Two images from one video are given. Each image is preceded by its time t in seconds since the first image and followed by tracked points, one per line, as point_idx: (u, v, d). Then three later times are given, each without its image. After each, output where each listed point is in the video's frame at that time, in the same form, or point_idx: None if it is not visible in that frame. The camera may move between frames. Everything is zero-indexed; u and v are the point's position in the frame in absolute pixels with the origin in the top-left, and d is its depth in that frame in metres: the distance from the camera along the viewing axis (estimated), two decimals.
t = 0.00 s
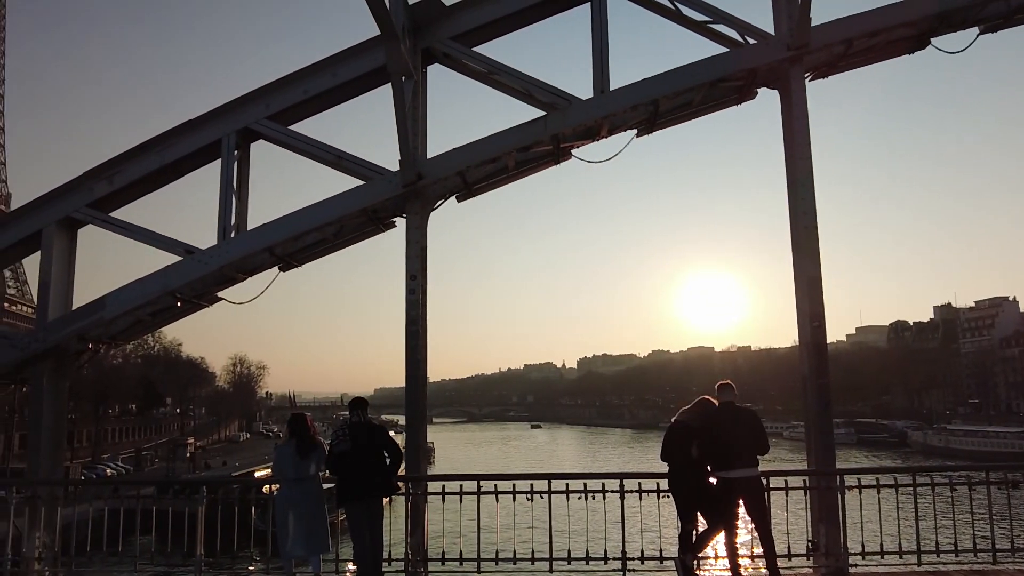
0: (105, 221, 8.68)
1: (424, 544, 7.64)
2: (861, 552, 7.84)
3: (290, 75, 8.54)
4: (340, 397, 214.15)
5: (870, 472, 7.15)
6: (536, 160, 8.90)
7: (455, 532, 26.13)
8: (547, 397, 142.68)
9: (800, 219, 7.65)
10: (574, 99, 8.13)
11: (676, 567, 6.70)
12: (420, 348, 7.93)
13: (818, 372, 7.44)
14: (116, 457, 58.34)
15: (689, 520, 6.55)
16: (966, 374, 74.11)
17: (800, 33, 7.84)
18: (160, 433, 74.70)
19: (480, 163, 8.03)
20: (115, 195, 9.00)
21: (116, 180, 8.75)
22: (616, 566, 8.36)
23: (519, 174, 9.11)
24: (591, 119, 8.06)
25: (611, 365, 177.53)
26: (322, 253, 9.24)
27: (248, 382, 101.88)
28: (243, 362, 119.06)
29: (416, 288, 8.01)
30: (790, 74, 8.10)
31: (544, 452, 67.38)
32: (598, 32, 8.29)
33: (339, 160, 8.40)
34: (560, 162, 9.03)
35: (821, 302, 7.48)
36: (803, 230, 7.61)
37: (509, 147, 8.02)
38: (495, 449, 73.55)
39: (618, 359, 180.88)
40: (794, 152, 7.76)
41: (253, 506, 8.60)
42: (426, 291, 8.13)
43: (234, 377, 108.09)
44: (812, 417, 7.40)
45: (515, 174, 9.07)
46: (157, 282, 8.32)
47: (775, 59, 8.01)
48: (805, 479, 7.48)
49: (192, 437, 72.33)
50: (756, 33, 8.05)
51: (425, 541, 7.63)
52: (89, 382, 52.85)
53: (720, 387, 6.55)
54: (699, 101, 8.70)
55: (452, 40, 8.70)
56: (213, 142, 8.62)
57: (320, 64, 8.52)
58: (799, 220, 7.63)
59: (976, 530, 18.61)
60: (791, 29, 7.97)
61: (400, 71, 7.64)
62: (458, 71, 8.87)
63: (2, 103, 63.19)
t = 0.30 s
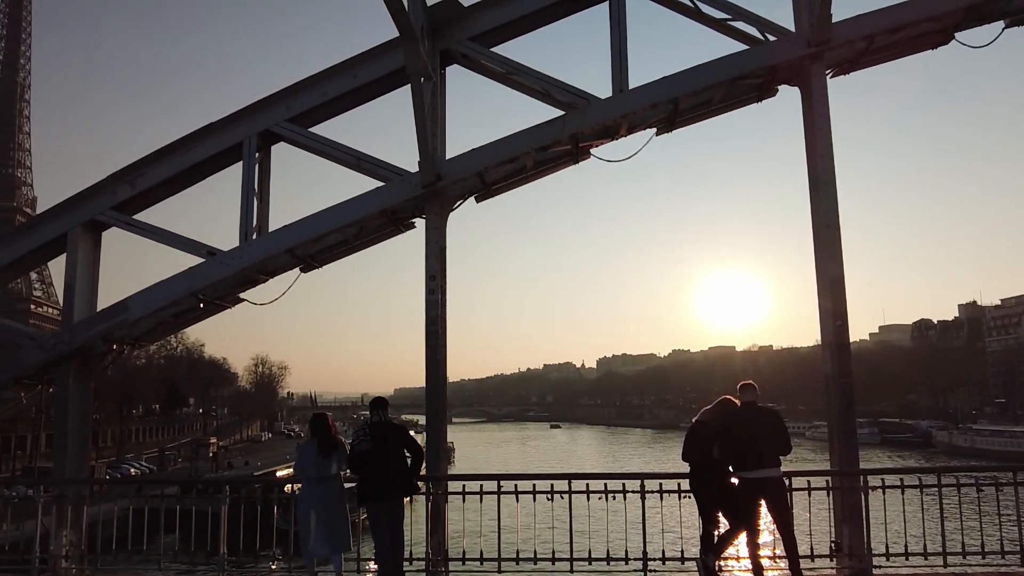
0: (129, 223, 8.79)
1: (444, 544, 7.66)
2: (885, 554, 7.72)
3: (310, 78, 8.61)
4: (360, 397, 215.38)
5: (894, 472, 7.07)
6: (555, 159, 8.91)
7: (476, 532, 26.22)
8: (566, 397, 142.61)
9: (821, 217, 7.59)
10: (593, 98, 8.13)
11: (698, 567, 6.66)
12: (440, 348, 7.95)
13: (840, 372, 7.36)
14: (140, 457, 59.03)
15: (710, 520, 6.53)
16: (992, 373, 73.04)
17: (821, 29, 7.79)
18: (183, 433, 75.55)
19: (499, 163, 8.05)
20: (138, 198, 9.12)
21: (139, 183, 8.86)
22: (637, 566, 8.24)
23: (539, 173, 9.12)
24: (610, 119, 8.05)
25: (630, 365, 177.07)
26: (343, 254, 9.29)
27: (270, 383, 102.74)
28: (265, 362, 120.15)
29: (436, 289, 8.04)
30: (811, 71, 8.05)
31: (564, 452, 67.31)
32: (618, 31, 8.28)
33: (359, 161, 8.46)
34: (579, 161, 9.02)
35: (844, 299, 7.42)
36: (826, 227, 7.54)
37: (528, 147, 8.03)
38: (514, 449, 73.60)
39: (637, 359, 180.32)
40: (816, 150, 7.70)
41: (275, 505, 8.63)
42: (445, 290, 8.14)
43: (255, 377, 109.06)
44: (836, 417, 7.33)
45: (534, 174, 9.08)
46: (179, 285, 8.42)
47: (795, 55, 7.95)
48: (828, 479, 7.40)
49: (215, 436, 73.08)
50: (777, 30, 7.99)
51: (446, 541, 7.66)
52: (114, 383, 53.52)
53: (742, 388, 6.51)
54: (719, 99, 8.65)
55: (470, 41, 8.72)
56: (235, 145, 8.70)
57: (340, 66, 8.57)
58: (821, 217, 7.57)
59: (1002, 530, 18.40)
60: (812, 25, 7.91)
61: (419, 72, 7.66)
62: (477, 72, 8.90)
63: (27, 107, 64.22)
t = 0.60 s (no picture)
0: (151, 226, 8.92)
1: (464, 543, 7.68)
2: (910, 554, 7.63)
3: (329, 80, 8.68)
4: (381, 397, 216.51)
5: (918, 473, 6.99)
6: (574, 159, 8.91)
7: (495, 531, 26.24)
8: (585, 396, 142.34)
9: (842, 215, 7.53)
10: (611, 98, 8.12)
11: (719, 568, 6.63)
12: (460, 348, 7.99)
13: (863, 371, 7.30)
14: (163, 457, 59.70)
15: (731, 521, 6.49)
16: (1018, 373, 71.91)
17: (841, 26, 7.73)
18: (205, 433, 76.29)
19: (518, 163, 8.06)
20: (161, 201, 9.24)
21: (161, 186, 8.98)
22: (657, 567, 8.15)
23: (557, 174, 9.12)
24: (628, 118, 8.04)
25: (649, 365, 176.42)
26: (363, 255, 9.36)
27: (290, 383, 103.54)
28: (285, 362, 121.10)
29: (455, 289, 8.07)
30: (832, 68, 7.98)
31: (583, 452, 67.16)
32: (636, 30, 8.26)
33: (378, 163, 8.51)
34: (597, 160, 9.01)
35: (866, 299, 7.35)
36: (847, 225, 7.49)
37: (546, 147, 8.05)
38: (533, 449, 73.53)
39: (656, 359, 179.56)
40: (836, 148, 7.64)
41: (295, 504, 8.73)
42: (464, 291, 8.17)
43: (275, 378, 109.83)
44: (858, 418, 7.26)
45: (552, 174, 9.09)
46: (201, 285, 8.51)
47: (815, 53, 7.90)
48: (850, 480, 7.33)
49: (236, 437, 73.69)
50: (796, 27, 7.94)
51: (466, 540, 7.69)
52: (137, 383, 54.18)
53: (764, 388, 6.47)
54: (739, 97, 8.60)
55: (488, 41, 8.75)
56: (255, 148, 8.79)
57: (359, 67, 8.62)
58: (842, 215, 7.51)
59: None
60: (832, 21, 7.85)
61: (438, 73, 7.70)
62: (495, 72, 8.92)
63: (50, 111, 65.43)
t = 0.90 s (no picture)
0: (173, 228, 9.02)
1: (484, 543, 7.70)
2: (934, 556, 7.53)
3: (348, 83, 8.74)
4: (400, 397, 217.54)
5: (942, 474, 6.90)
6: (591, 159, 8.90)
7: (516, 531, 26.28)
8: (604, 396, 142.04)
9: (864, 214, 7.46)
10: (629, 97, 8.10)
11: (740, 569, 6.59)
12: (478, 349, 8.00)
13: (886, 371, 7.22)
14: (185, 456, 60.34)
15: (752, 522, 6.45)
16: None
17: (861, 22, 7.66)
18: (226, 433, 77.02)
19: (536, 163, 8.07)
20: (182, 204, 9.35)
21: (183, 189, 9.07)
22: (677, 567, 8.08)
23: (575, 173, 9.12)
24: (646, 117, 8.02)
25: (669, 364, 175.65)
26: (381, 256, 9.41)
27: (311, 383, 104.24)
28: (306, 363, 122.04)
29: (473, 289, 8.09)
30: (852, 65, 7.90)
31: (603, 453, 66.95)
32: (653, 29, 8.24)
33: (396, 164, 8.56)
34: (615, 160, 9.00)
35: (888, 297, 7.28)
36: (868, 222, 7.42)
37: (564, 146, 8.04)
38: (553, 449, 73.46)
39: (676, 358, 178.73)
40: (857, 145, 7.58)
41: (317, 505, 8.80)
42: (482, 291, 8.19)
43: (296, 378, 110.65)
44: (880, 418, 7.17)
45: (570, 174, 9.08)
46: (223, 287, 8.61)
47: (834, 50, 7.82)
48: (873, 481, 7.25)
49: (257, 436, 74.31)
50: (816, 24, 7.88)
51: (485, 540, 7.70)
52: (159, 383, 54.82)
53: (785, 388, 6.42)
54: (758, 95, 8.56)
55: (506, 42, 8.78)
56: (275, 150, 8.87)
57: (377, 69, 8.68)
58: (863, 213, 7.44)
59: None
60: (852, 18, 7.78)
61: (456, 74, 7.74)
62: (513, 72, 8.94)
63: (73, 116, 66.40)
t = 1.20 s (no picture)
0: (194, 230, 9.12)
1: (503, 543, 7.71)
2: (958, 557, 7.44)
3: (366, 84, 8.79)
4: (420, 397, 218.06)
5: (966, 474, 6.81)
6: (609, 158, 8.90)
7: (534, 531, 26.33)
8: (623, 396, 141.64)
9: (885, 212, 7.40)
10: (646, 95, 8.08)
11: (760, 569, 6.55)
12: (496, 348, 8.03)
13: (908, 370, 7.15)
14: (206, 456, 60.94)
15: (773, 523, 6.40)
16: None
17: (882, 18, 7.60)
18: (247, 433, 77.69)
19: (553, 163, 8.08)
20: (203, 205, 9.44)
21: (203, 190, 9.17)
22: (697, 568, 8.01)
23: (592, 173, 9.13)
24: (664, 115, 8.00)
25: (688, 364, 174.83)
26: (399, 257, 9.46)
27: (330, 383, 104.81)
28: (325, 363, 122.82)
29: (492, 289, 8.12)
30: (874, 61, 7.83)
31: (621, 453, 66.78)
32: (671, 27, 8.22)
33: (413, 164, 8.60)
34: (633, 159, 8.99)
35: (910, 295, 7.21)
36: (889, 220, 7.36)
37: (582, 145, 8.02)
38: (571, 449, 73.38)
39: (695, 358, 177.85)
40: (879, 142, 7.50)
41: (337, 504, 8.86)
42: (501, 291, 8.21)
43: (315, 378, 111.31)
44: (903, 418, 7.10)
45: (588, 173, 9.09)
46: (244, 288, 8.70)
47: (855, 47, 7.77)
48: (896, 481, 7.17)
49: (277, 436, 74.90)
50: (836, 21, 7.83)
51: (504, 539, 7.72)
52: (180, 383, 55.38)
53: (806, 388, 6.38)
54: (777, 92, 8.50)
55: (523, 42, 8.79)
56: (294, 151, 8.94)
57: (394, 71, 8.74)
58: (885, 212, 7.38)
59: None
60: (873, 13, 7.72)
61: (473, 74, 7.76)
62: (531, 72, 8.95)
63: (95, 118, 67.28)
